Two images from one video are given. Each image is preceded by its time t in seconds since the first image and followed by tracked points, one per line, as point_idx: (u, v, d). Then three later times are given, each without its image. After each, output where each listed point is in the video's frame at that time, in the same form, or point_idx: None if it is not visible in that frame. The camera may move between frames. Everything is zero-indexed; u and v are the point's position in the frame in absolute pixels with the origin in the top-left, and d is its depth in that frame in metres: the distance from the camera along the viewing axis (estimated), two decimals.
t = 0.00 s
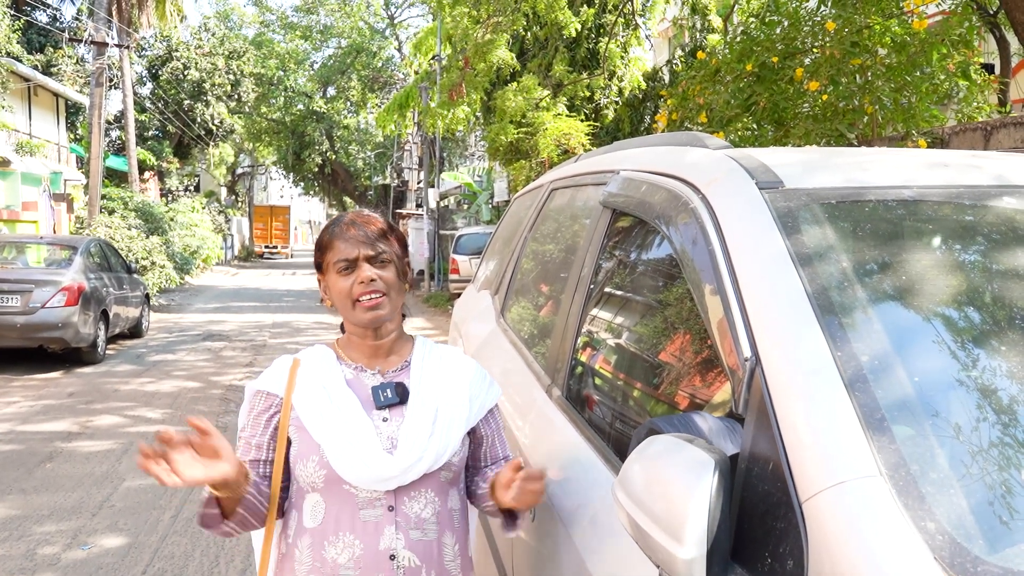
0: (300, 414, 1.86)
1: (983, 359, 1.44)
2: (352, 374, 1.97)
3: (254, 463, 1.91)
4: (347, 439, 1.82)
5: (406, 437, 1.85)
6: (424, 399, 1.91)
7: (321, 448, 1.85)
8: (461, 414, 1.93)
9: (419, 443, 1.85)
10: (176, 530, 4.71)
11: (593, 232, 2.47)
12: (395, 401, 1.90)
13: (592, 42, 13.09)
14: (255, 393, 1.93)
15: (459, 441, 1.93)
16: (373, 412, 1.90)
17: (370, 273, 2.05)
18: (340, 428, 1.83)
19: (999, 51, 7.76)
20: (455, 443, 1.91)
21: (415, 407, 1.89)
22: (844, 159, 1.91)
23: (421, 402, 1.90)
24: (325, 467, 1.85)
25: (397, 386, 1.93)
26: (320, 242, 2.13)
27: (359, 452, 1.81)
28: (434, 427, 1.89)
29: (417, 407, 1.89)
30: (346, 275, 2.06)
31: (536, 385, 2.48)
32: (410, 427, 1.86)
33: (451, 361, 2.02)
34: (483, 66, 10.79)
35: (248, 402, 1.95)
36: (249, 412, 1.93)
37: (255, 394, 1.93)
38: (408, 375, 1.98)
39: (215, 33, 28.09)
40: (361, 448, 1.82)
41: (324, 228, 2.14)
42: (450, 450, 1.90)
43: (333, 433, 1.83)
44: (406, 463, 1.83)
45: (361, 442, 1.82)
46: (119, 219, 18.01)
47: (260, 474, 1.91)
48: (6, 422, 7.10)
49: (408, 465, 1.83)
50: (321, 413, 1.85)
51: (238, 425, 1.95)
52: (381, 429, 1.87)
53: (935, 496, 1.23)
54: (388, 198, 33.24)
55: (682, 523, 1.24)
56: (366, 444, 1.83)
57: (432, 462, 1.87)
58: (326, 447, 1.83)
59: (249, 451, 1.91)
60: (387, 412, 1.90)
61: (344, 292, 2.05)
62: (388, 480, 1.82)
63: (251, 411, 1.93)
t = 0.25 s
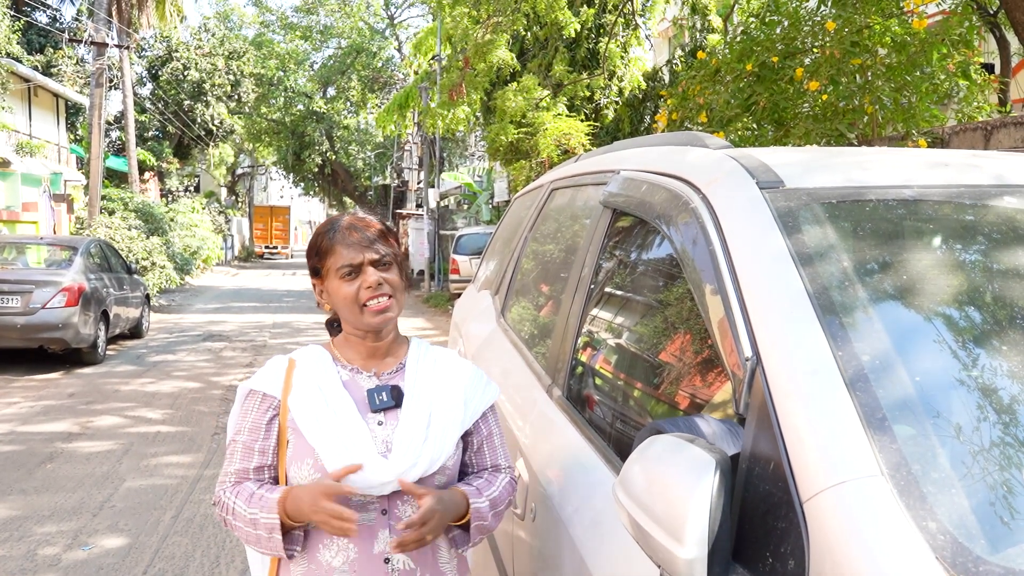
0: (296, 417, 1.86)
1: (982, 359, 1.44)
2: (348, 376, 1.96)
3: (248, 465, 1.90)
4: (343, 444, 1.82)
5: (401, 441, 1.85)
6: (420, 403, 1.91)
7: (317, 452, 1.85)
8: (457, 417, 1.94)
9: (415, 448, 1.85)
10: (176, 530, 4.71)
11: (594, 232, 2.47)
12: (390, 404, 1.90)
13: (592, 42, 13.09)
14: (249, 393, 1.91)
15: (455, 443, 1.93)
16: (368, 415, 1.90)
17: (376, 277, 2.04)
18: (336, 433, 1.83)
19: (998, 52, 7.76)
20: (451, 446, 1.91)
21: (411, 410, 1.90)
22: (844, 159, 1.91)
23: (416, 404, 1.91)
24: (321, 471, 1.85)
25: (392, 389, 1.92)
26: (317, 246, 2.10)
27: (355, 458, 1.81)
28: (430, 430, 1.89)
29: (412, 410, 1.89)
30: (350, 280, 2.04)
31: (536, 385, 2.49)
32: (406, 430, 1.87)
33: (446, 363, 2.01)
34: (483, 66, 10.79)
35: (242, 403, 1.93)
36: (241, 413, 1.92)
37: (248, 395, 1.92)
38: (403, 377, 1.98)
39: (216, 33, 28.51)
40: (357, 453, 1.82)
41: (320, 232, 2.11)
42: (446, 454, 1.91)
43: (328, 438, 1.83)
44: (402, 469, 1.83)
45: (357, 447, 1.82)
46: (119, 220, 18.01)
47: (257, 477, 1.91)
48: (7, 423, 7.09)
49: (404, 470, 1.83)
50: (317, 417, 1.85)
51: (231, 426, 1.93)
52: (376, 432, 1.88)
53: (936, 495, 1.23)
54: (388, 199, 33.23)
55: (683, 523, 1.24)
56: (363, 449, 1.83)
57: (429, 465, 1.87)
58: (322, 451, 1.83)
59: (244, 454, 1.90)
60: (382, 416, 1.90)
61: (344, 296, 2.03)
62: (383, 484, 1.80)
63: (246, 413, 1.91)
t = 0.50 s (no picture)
0: (292, 419, 1.85)
1: (984, 358, 1.44)
2: (340, 376, 1.96)
3: (240, 469, 1.88)
4: (344, 448, 1.82)
5: (400, 442, 1.86)
6: (414, 401, 1.92)
7: (315, 454, 1.84)
8: (451, 417, 1.96)
9: (414, 448, 1.87)
10: (177, 529, 4.71)
11: (594, 231, 2.47)
12: (385, 404, 1.89)
13: (592, 41, 13.09)
14: (237, 395, 1.89)
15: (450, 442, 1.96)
16: (363, 415, 1.89)
17: (357, 274, 2.04)
18: (336, 436, 1.82)
19: (999, 50, 7.76)
20: (446, 445, 1.94)
21: (407, 410, 1.90)
22: (845, 157, 1.91)
23: (412, 403, 1.91)
24: (320, 473, 1.85)
25: (386, 389, 1.92)
26: (303, 243, 2.11)
27: (356, 462, 1.81)
28: (427, 430, 1.90)
29: (408, 409, 1.90)
30: (332, 277, 2.05)
31: (536, 384, 2.49)
32: (404, 431, 1.87)
33: (438, 362, 2.03)
34: (483, 65, 10.78)
35: (228, 406, 1.90)
36: (229, 416, 1.88)
37: (237, 396, 1.89)
38: (396, 376, 1.98)
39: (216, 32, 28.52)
40: (358, 457, 1.82)
41: (307, 229, 2.12)
42: (442, 453, 1.93)
43: (327, 441, 1.82)
44: (401, 471, 1.84)
45: (358, 451, 1.82)
46: (120, 220, 18.01)
47: (249, 481, 1.89)
48: (7, 422, 7.08)
49: (404, 471, 1.84)
50: (314, 420, 1.83)
51: (219, 427, 1.90)
52: (374, 433, 1.87)
53: (938, 495, 1.23)
54: (389, 198, 33.23)
55: (685, 521, 1.24)
56: (362, 451, 1.83)
57: (426, 466, 1.89)
58: (321, 454, 1.82)
59: (236, 458, 1.87)
60: (378, 416, 1.89)
61: (328, 293, 2.04)
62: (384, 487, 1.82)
63: (236, 415, 1.88)
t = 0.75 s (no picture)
0: (291, 432, 1.82)
1: (985, 357, 1.44)
2: (334, 381, 1.95)
3: (236, 483, 1.84)
4: (348, 457, 1.81)
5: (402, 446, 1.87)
6: (409, 404, 1.95)
7: (317, 464, 1.83)
8: (446, 417, 1.99)
9: (416, 451, 1.88)
10: (178, 528, 4.72)
11: (595, 230, 2.47)
12: (383, 408, 1.91)
13: (592, 40, 13.09)
14: (228, 406, 1.85)
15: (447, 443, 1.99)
16: (362, 421, 1.89)
17: (347, 273, 2.04)
18: (339, 446, 1.81)
19: (1000, 49, 7.74)
20: (444, 446, 1.97)
21: (404, 412, 1.92)
22: (846, 157, 1.91)
23: (407, 406, 1.94)
24: (323, 483, 1.84)
25: (383, 392, 1.93)
26: (295, 236, 2.11)
27: (362, 471, 1.81)
28: (425, 432, 1.93)
29: (405, 412, 1.92)
30: (322, 274, 2.04)
31: (537, 383, 2.49)
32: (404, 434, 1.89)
33: (429, 362, 2.06)
34: (483, 64, 10.76)
35: (219, 418, 1.85)
36: (221, 429, 1.84)
37: (228, 408, 1.85)
38: (390, 378, 1.99)
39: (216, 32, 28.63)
40: (363, 466, 1.82)
41: (300, 223, 2.12)
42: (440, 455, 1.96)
43: (329, 451, 1.81)
44: (406, 475, 1.85)
45: (361, 459, 1.82)
46: (120, 219, 18.01)
47: (246, 495, 1.86)
48: (7, 422, 7.09)
49: (409, 476, 1.86)
50: (315, 432, 1.82)
51: (209, 439, 1.85)
52: (374, 438, 1.88)
53: (938, 494, 1.23)
54: (389, 197, 33.22)
55: (686, 522, 1.24)
56: (366, 459, 1.83)
57: (428, 469, 1.91)
58: (325, 463, 1.81)
59: (231, 472, 1.83)
60: (376, 421, 1.90)
61: (317, 290, 2.03)
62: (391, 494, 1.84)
63: (228, 428, 1.84)
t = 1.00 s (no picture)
0: (296, 431, 1.82)
1: (983, 356, 1.44)
2: (334, 380, 1.95)
3: (241, 485, 1.83)
4: (355, 454, 1.82)
5: (406, 442, 1.88)
6: (408, 400, 1.96)
7: (324, 463, 1.83)
8: (444, 414, 2.00)
9: (419, 446, 1.89)
10: (178, 528, 4.72)
11: (594, 230, 2.47)
12: (384, 405, 1.91)
13: (592, 40, 13.09)
14: (229, 409, 1.84)
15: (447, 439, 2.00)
16: (364, 418, 1.90)
17: (352, 276, 2.04)
18: (346, 443, 1.82)
19: (999, 48, 7.73)
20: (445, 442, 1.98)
21: (404, 410, 1.93)
22: (845, 156, 1.91)
23: (406, 403, 1.95)
24: (331, 480, 1.84)
25: (382, 389, 1.94)
26: (295, 238, 2.09)
27: (371, 467, 1.82)
28: (427, 429, 1.94)
29: (405, 410, 1.93)
30: (325, 276, 2.04)
31: (536, 383, 2.49)
32: (405, 431, 1.90)
33: (424, 362, 2.07)
34: (483, 64, 10.75)
35: (220, 422, 1.84)
36: (223, 433, 1.83)
37: (229, 410, 1.84)
38: (387, 376, 2.00)
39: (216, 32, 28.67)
40: (371, 462, 1.82)
41: (300, 224, 2.10)
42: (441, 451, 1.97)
43: (336, 449, 1.81)
44: (413, 470, 1.86)
45: (369, 455, 1.82)
46: (120, 219, 18.02)
47: (251, 496, 1.85)
48: (7, 422, 7.09)
49: (415, 470, 1.87)
50: (321, 430, 1.82)
51: (211, 443, 1.84)
52: (378, 435, 1.89)
53: (936, 492, 1.23)
54: (389, 197, 33.21)
55: (688, 523, 1.24)
56: (373, 456, 1.83)
57: (431, 465, 1.92)
58: (332, 461, 1.81)
59: (236, 475, 1.83)
60: (378, 417, 1.90)
61: (320, 292, 2.03)
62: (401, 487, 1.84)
63: (230, 431, 1.83)
